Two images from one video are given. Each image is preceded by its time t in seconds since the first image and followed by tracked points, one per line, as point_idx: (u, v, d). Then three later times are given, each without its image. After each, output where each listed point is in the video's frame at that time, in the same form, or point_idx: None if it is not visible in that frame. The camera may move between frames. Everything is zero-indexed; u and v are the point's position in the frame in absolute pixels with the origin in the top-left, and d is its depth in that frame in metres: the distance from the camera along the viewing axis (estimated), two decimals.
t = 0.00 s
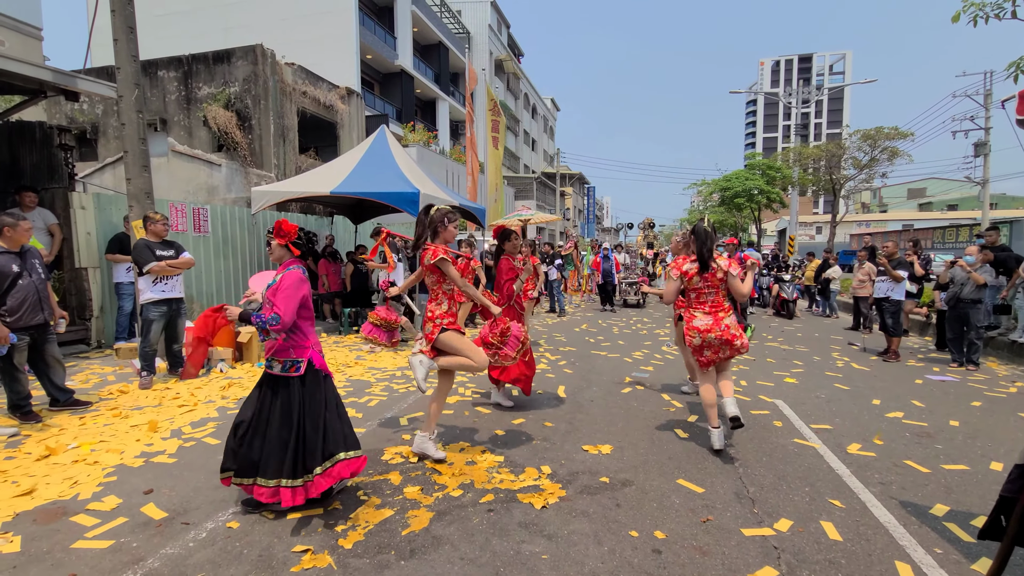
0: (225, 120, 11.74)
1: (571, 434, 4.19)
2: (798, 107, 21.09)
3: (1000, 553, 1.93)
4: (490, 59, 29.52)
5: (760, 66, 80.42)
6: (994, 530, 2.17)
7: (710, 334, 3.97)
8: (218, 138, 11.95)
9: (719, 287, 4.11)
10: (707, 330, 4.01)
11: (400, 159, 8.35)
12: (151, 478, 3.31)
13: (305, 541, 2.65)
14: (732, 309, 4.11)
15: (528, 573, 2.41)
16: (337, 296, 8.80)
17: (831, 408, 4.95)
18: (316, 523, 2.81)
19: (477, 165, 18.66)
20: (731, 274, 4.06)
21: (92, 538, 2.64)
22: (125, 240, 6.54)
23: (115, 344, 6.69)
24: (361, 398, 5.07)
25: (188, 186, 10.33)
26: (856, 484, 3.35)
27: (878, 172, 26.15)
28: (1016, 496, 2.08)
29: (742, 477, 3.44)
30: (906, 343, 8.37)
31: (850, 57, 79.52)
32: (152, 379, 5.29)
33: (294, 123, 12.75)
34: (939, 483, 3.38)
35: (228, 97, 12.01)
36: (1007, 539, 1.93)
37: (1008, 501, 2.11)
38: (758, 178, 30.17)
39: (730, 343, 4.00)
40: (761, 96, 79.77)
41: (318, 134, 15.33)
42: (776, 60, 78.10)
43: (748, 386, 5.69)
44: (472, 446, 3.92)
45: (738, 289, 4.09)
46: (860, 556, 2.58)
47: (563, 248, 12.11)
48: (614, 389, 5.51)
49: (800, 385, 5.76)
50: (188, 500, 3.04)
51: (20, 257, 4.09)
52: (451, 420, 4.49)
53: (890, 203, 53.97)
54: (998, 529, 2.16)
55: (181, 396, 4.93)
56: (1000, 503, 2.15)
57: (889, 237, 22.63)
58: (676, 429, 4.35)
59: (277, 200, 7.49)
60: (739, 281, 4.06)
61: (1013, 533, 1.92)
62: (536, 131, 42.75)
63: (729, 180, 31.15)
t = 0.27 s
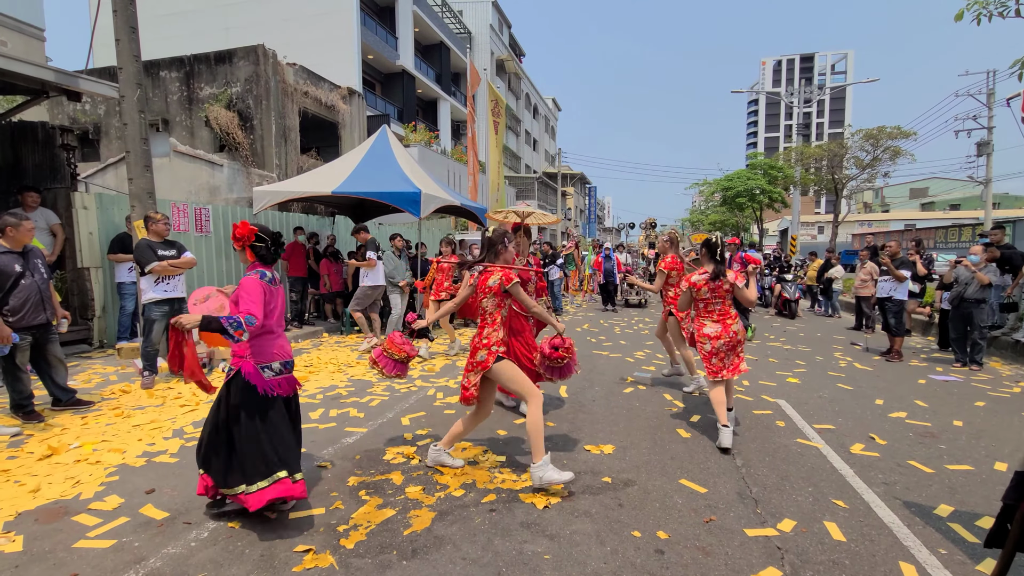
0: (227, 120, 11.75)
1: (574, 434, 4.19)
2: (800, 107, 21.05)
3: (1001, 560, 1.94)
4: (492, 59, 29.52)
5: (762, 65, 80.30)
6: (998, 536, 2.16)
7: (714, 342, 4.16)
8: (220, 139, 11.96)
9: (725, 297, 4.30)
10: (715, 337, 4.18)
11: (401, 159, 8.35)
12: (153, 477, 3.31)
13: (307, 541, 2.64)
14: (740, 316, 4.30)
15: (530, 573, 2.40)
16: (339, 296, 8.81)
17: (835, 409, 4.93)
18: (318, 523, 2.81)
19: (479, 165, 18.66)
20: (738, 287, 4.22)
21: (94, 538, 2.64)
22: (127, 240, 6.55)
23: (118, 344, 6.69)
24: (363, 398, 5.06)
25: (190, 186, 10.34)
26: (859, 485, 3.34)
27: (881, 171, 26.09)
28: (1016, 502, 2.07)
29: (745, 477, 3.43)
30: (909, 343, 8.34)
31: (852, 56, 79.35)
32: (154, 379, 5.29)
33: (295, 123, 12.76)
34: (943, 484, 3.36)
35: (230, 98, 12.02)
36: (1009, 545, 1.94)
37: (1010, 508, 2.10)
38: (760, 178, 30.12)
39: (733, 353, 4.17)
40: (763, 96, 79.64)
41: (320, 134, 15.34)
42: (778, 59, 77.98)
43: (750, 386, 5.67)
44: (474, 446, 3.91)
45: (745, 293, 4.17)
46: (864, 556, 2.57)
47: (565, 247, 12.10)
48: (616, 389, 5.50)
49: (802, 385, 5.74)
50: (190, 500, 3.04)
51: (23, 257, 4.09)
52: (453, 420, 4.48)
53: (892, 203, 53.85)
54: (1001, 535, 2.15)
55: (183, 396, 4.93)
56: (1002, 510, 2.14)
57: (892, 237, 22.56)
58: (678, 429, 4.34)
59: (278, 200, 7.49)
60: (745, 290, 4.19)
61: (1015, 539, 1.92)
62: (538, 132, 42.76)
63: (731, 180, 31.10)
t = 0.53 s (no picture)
0: (229, 121, 11.78)
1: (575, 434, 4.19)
2: (801, 107, 21.03)
3: (996, 561, 1.94)
4: (493, 59, 29.53)
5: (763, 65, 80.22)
6: (992, 536, 2.16)
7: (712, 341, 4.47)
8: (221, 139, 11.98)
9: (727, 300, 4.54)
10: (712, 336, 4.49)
11: (402, 159, 8.36)
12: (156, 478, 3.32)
13: (309, 541, 2.64)
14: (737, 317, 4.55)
15: (532, 573, 2.41)
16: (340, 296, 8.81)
17: (836, 409, 4.92)
18: (320, 522, 2.82)
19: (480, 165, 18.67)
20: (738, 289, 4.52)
21: (97, 538, 2.64)
22: (128, 240, 6.56)
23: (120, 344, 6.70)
24: (364, 398, 5.07)
25: (191, 186, 10.35)
26: (860, 485, 3.34)
27: (882, 171, 26.06)
28: (1010, 501, 2.06)
29: (746, 478, 3.43)
30: (910, 344, 8.33)
31: (854, 56, 79.28)
32: (156, 379, 5.30)
33: (297, 123, 12.78)
34: (945, 484, 3.36)
35: (231, 98, 12.04)
36: (1004, 545, 1.94)
37: (1003, 508, 2.10)
38: (761, 177, 30.08)
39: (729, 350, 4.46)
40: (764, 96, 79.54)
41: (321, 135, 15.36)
42: (779, 59, 77.91)
43: (752, 386, 5.67)
44: (476, 446, 3.92)
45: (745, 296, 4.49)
46: (865, 557, 2.57)
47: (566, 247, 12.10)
48: (617, 389, 5.50)
49: (804, 385, 5.73)
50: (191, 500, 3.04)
51: (25, 258, 4.11)
52: (455, 420, 4.48)
53: (894, 203, 53.76)
54: (996, 534, 2.15)
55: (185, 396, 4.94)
56: (996, 509, 2.14)
57: (893, 237, 22.53)
58: (679, 429, 4.34)
59: (280, 200, 7.49)
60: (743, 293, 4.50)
61: (1009, 539, 1.92)
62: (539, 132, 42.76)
63: (732, 180, 31.06)
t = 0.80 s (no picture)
0: (229, 121, 11.79)
1: (576, 434, 4.18)
2: (802, 106, 21.01)
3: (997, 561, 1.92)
4: (493, 59, 29.53)
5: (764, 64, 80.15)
6: (990, 535, 2.15)
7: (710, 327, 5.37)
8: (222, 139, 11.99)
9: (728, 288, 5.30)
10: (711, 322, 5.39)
11: (403, 159, 8.36)
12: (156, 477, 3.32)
13: (309, 541, 2.64)
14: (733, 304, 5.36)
15: (532, 573, 2.40)
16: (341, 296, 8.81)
17: (838, 409, 4.91)
18: (320, 522, 2.82)
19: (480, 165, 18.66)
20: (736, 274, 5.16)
21: (97, 537, 2.64)
22: (129, 240, 6.57)
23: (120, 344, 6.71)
24: (365, 398, 5.06)
25: (192, 187, 10.36)
26: (861, 485, 3.33)
27: (884, 170, 26.03)
28: (1010, 501, 2.04)
29: (747, 478, 3.42)
30: (912, 343, 8.31)
31: (855, 55, 79.20)
32: (157, 379, 5.30)
33: (298, 123, 12.79)
34: (946, 484, 3.35)
35: (232, 98, 12.05)
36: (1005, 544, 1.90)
37: (1003, 508, 2.07)
38: (763, 177, 30.04)
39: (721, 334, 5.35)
40: (765, 95, 79.45)
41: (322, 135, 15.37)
42: (780, 59, 77.83)
43: (753, 386, 5.66)
44: (476, 446, 3.91)
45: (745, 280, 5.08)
46: (867, 557, 2.57)
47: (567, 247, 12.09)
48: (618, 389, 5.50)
49: (805, 385, 5.72)
50: (192, 500, 3.04)
51: (27, 258, 4.12)
52: (455, 420, 4.48)
53: (895, 202, 53.70)
54: (992, 534, 2.15)
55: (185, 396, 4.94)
56: (993, 508, 2.11)
57: (894, 237, 22.51)
58: (680, 429, 4.33)
59: (280, 200, 7.49)
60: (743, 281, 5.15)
61: (1010, 538, 1.88)
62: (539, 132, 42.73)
63: (733, 180, 31.02)
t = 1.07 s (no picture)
0: (230, 121, 11.80)
1: (577, 434, 4.19)
2: (802, 106, 21.00)
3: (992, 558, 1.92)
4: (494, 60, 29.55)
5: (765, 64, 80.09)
6: (983, 529, 2.15)
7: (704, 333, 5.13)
8: (223, 140, 12.00)
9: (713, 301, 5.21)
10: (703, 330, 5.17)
11: (403, 159, 8.36)
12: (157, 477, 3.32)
13: (310, 540, 2.64)
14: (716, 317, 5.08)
15: (532, 573, 2.41)
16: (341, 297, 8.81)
17: (838, 409, 4.91)
18: (321, 522, 2.82)
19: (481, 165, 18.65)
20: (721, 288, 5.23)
21: (98, 537, 2.65)
22: (131, 241, 6.59)
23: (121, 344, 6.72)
24: (366, 398, 5.07)
25: (193, 187, 10.37)
26: (862, 485, 3.33)
27: (884, 170, 26.01)
28: (1004, 495, 2.05)
29: (747, 478, 3.42)
30: (912, 343, 8.30)
31: (855, 55, 79.16)
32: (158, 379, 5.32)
33: (298, 124, 12.80)
34: (946, 484, 3.35)
35: (232, 99, 12.06)
36: (1000, 538, 1.92)
37: (996, 501, 2.08)
38: (763, 177, 30.02)
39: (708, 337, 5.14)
40: (766, 95, 79.38)
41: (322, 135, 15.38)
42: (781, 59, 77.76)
43: (753, 386, 5.66)
44: (476, 446, 3.92)
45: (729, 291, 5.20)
46: (866, 557, 2.57)
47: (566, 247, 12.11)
48: (618, 389, 5.50)
49: (806, 385, 5.72)
50: (193, 501, 3.05)
51: (29, 258, 4.14)
52: (455, 420, 4.48)
53: (895, 202, 53.66)
54: (986, 529, 2.15)
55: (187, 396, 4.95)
56: (985, 502, 2.12)
57: (895, 237, 22.49)
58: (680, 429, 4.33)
59: (281, 201, 7.50)
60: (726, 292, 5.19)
61: (1006, 533, 1.90)
62: (540, 132, 42.68)
63: (734, 180, 30.99)
